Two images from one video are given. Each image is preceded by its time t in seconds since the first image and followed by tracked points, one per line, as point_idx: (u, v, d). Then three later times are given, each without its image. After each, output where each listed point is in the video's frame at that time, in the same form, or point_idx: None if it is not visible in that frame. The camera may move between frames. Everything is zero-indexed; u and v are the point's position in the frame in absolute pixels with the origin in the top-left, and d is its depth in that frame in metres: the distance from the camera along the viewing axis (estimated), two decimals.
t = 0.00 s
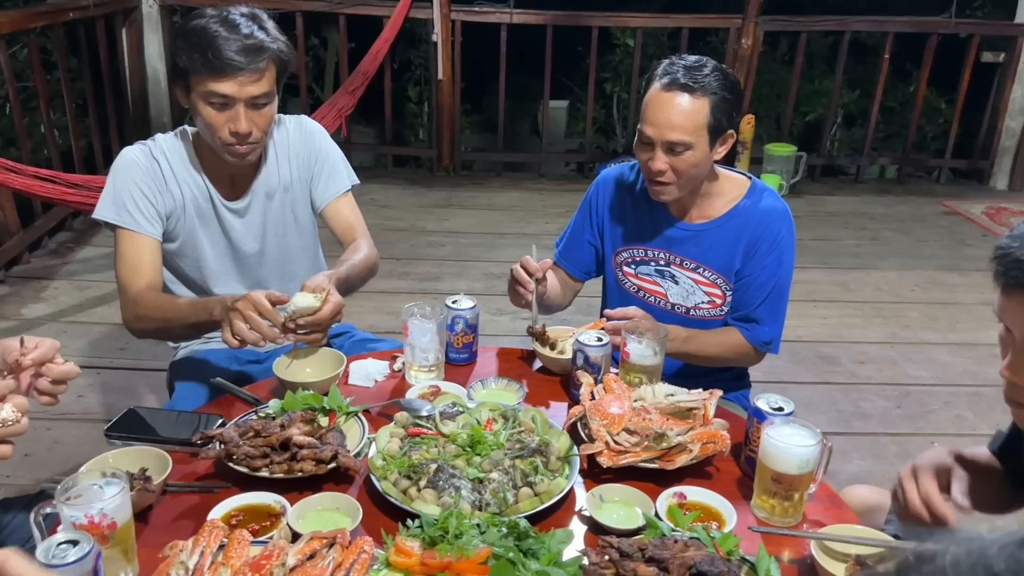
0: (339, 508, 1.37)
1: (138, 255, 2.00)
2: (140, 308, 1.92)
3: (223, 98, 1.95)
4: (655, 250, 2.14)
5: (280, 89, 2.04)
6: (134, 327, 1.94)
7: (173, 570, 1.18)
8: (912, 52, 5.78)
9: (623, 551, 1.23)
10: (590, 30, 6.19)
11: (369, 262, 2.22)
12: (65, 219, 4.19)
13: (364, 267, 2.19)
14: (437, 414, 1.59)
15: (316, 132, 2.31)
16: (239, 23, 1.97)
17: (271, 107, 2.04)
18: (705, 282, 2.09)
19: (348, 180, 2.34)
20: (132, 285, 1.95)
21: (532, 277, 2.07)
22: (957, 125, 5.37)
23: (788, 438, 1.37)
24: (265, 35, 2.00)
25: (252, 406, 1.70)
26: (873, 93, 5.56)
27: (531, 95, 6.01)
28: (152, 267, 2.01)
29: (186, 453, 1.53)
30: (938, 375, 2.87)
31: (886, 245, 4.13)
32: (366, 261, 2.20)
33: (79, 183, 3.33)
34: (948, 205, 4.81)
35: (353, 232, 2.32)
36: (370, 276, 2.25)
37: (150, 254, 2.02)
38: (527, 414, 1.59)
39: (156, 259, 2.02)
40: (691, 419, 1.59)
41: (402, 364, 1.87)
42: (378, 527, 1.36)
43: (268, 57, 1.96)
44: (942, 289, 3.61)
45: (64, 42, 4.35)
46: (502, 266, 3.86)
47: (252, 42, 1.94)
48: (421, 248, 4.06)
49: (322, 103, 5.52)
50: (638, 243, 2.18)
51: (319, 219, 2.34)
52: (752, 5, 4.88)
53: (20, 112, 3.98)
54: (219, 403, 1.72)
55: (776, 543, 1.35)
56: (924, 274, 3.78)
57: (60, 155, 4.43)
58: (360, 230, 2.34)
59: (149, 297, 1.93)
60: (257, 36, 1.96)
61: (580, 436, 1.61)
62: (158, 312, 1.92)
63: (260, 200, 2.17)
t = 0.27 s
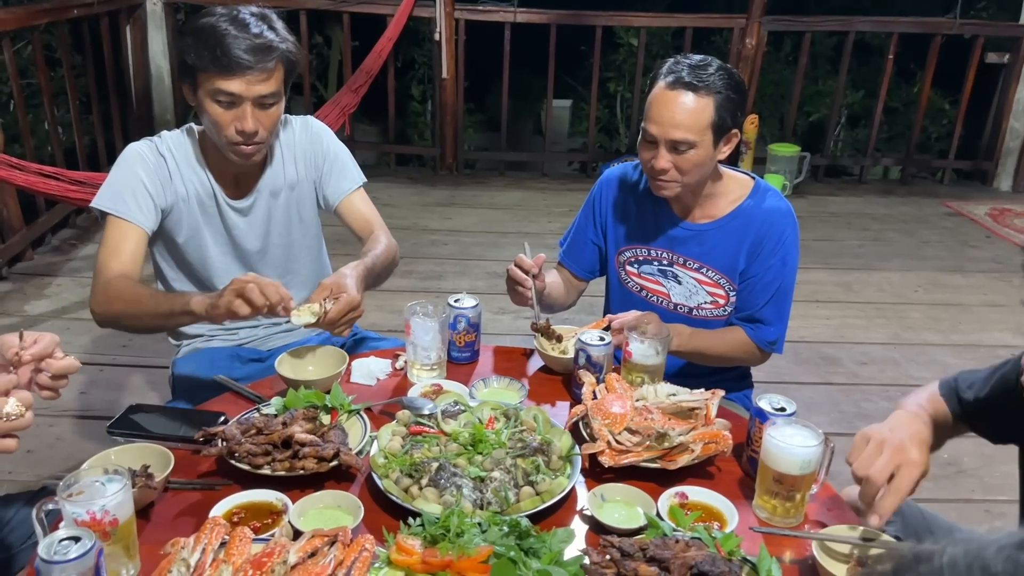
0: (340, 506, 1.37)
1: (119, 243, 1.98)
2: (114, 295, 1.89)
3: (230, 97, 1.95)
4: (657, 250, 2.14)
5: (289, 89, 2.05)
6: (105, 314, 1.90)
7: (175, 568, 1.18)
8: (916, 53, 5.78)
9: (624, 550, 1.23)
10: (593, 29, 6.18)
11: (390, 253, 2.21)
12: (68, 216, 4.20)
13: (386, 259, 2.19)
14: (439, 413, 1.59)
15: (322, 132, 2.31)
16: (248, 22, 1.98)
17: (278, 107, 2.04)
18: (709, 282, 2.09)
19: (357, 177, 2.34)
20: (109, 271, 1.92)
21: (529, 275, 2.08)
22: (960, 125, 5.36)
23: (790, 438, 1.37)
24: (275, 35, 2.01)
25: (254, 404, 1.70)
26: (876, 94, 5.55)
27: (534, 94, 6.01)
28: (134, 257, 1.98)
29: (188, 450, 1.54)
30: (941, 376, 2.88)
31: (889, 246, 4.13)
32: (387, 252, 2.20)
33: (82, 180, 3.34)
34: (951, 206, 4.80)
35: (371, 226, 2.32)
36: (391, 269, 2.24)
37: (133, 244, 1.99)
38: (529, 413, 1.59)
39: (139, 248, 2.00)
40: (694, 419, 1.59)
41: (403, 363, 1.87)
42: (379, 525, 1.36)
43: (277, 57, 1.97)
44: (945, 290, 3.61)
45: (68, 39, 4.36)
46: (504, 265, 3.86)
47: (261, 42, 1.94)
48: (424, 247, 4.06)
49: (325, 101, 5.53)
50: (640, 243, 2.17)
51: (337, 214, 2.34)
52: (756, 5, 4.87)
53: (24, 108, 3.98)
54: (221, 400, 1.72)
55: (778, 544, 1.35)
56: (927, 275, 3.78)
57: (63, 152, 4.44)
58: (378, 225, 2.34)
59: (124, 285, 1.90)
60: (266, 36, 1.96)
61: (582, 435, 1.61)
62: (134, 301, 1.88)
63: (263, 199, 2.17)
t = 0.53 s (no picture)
0: (343, 504, 1.37)
1: (115, 224, 1.96)
2: (106, 272, 1.86)
3: (240, 95, 1.95)
4: (660, 249, 2.14)
5: (298, 89, 2.05)
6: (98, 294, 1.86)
7: (178, 565, 1.18)
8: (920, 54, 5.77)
9: (627, 550, 1.23)
10: (597, 29, 6.18)
11: (402, 245, 2.21)
12: (72, 213, 4.20)
13: (397, 252, 2.18)
14: (442, 412, 1.59)
15: (328, 131, 2.32)
16: (259, 22, 1.98)
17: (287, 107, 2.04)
18: (713, 280, 2.09)
19: (363, 173, 2.34)
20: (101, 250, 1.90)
21: (531, 275, 2.07)
22: (965, 126, 5.35)
23: (793, 439, 1.36)
24: (285, 34, 2.01)
25: (257, 402, 1.70)
26: (881, 94, 5.54)
27: (538, 93, 6.01)
28: (131, 239, 1.96)
29: (191, 448, 1.54)
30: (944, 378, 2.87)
31: (892, 247, 4.12)
32: (398, 244, 2.19)
33: (86, 177, 3.34)
34: (955, 207, 4.79)
35: (380, 220, 2.32)
36: (402, 260, 2.23)
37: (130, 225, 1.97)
38: (532, 412, 1.59)
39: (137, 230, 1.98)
40: (697, 419, 1.59)
41: (407, 361, 1.87)
42: (381, 523, 1.36)
43: (288, 57, 1.97)
44: (949, 291, 3.61)
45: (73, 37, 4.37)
46: (507, 264, 3.86)
47: (272, 41, 1.94)
48: (427, 246, 4.06)
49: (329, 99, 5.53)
50: (643, 242, 2.17)
51: (344, 208, 2.34)
52: (761, 5, 4.87)
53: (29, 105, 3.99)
54: (224, 398, 1.72)
55: (781, 545, 1.35)
56: (931, 276, 3.77)
57: (67, 149, 4.45)
58: (387, 218, 2.32)
59: (118, 263, 1.87)
60: (278, 36, 1.96)
61: (585, 434, 1.61)
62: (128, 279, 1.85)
63: (269, 197, 2.18)
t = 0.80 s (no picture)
0: (347, 503, 1.37)
1: (119, 213, 1.95)
2: (110, 259, 1.85)
3: (244, 94, 1.96)
4: (662, 247, 2.15)
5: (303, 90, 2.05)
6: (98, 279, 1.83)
7: (183, 563, 1.18)
8: (924, 56, 5.77)
9: (630, 551, 1.23)
10: (601, 29, 6.18)
11: (407, 242, 2.20)
12: (76, 211, 4.21)
13: (401, 248, 2.17)
14: (446, 412, 1.60)
15: (335, 131, 2.32)
16: (266, 22, 1.98)
17: (292, 108, 2.04)
18: (715, 275, 2.10)
19: (368, 172, 2.33)
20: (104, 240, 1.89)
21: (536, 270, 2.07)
22: (969, 128, 5.35)
23: (796, 441, 1.37)
24: (292, 35, 2.01)
25: (261, 401, 1.71)
26: (884, 96, 5.54)
27: (541, 93, 6.02)
28: (136, 229, 1.95)
29: (195, 445, 1.54)
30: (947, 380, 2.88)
31: (896, 248, 4.12)
32: (402, 241, 2.19)
33: (91, 175, 3.35)
34: (959, 210, 4.79)
35: (386, 218, 2.31)
36: (407, 260, 2.22)
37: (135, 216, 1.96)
38: (535, 412, 1.59)
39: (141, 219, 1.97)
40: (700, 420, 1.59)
41: (410, 360, 1.87)
42: (385, 522, 1.37)
43: (293, 59, 1.97)
44: (952, 293, 3.61)
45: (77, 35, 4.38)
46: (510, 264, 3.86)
47: (277, 41, 1.94)
48: (431, 245, 4.07)
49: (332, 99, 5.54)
50: (644, 239, 2.18)
51: (350, 206, 2.34)
52: (765, 7, 4.87)
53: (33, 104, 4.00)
54: (228, 396, 1.73)
55: (784, 546, 1.35)
56: (934, 278, 3.77)
57: (71, 147, 4.46)
58: (393, 216, 2.31)
59: (122, 251, 1.86)
60: (283, 35, 1.96)
61: (588, 434, 1.61)
62: (134, 268, 1.84)
63: (275, 197, 2.18)
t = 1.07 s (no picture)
0: (353, 502, 1.38)
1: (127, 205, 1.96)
2: (118, 248, 1.85)
3: (230, 87, 1.97)
4: (663, 245, 2.16)
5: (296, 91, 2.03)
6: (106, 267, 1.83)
7: (190, 561, 1.19)
8: (929, 58, 5.77)
9: (635, 552, 1.24)
10: (606, 30, 6.18)
11: (412, 242, 2.20)
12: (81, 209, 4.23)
13: (407, 248, 2.17)
14: (451, 412, 1.60)
15: (342, 132, 2.33)
16: (267, 21, 2.00)
17: (282, 109, 2.01)
18: (715, 271, 2.11)
19: (375, 172, 2.34)
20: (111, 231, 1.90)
21: (541, 267, 2.07)
22: (973, 131, 5.34)
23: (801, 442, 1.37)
24: (289, 35, 2.02)
25: (267, 400, 1.71)
26: (889, 98, 5.54)
27: (545, 93, 6.02)
28: (143, 220, 1.96)
29: (202, 444, 1.55)
30: (950, 383, 2.88)
31: (900, 251, 4.12)
32: (408, 241, 2.18)
33: (97, 174, 3.36)
34: (963, 212, 4.79)
35: (391, 218, 2.30)
36: (414, 259, 2.21)
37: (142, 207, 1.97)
38: (540, 413, 1.60)
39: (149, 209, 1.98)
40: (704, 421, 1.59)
41: (415, 360, 1.88)
42: (391, 522, 1.37)
43: (280, 53, 1.98)
44: (956, 296, 3.61)
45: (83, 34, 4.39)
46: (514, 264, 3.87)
47: (272, 39, 1.97)
48: (435, 245, 4.08)
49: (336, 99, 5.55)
50: (645, 238, 2.19)
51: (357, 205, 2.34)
52: (770, 8, 4.87)
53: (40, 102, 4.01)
54: (235, 396, 1.73)
55: (788, 548, 1.35)
56: (939, 281, 3.77)
57: (77, 146, 4.47)
58: (398, 215, 2.30)
59: (131, 241, 1.87)
60: (277, 32, 1.98)
61: (593, 435, 1.62)
62: (142, 258, 1.84)
63: (281, 197, 2.19)
